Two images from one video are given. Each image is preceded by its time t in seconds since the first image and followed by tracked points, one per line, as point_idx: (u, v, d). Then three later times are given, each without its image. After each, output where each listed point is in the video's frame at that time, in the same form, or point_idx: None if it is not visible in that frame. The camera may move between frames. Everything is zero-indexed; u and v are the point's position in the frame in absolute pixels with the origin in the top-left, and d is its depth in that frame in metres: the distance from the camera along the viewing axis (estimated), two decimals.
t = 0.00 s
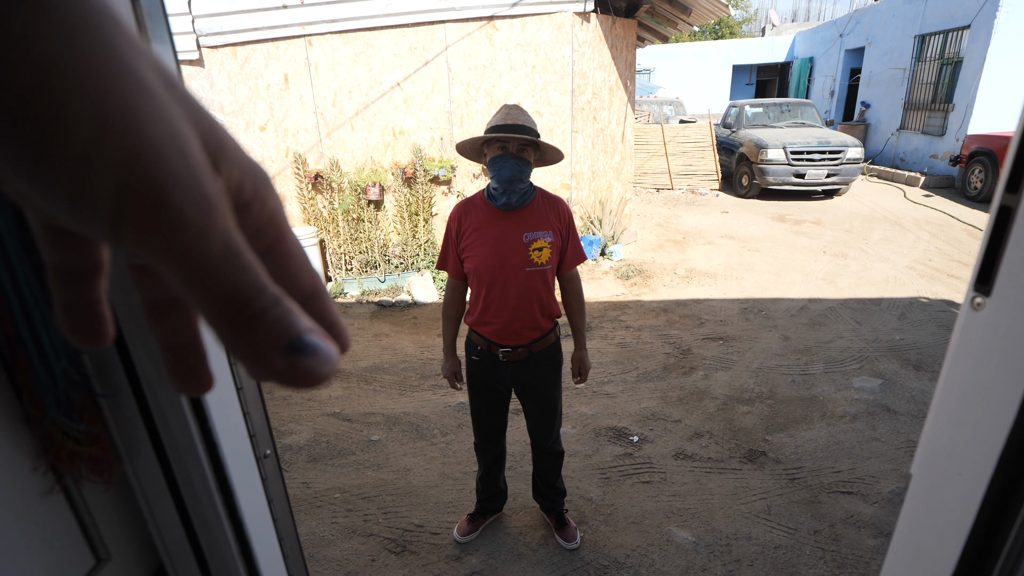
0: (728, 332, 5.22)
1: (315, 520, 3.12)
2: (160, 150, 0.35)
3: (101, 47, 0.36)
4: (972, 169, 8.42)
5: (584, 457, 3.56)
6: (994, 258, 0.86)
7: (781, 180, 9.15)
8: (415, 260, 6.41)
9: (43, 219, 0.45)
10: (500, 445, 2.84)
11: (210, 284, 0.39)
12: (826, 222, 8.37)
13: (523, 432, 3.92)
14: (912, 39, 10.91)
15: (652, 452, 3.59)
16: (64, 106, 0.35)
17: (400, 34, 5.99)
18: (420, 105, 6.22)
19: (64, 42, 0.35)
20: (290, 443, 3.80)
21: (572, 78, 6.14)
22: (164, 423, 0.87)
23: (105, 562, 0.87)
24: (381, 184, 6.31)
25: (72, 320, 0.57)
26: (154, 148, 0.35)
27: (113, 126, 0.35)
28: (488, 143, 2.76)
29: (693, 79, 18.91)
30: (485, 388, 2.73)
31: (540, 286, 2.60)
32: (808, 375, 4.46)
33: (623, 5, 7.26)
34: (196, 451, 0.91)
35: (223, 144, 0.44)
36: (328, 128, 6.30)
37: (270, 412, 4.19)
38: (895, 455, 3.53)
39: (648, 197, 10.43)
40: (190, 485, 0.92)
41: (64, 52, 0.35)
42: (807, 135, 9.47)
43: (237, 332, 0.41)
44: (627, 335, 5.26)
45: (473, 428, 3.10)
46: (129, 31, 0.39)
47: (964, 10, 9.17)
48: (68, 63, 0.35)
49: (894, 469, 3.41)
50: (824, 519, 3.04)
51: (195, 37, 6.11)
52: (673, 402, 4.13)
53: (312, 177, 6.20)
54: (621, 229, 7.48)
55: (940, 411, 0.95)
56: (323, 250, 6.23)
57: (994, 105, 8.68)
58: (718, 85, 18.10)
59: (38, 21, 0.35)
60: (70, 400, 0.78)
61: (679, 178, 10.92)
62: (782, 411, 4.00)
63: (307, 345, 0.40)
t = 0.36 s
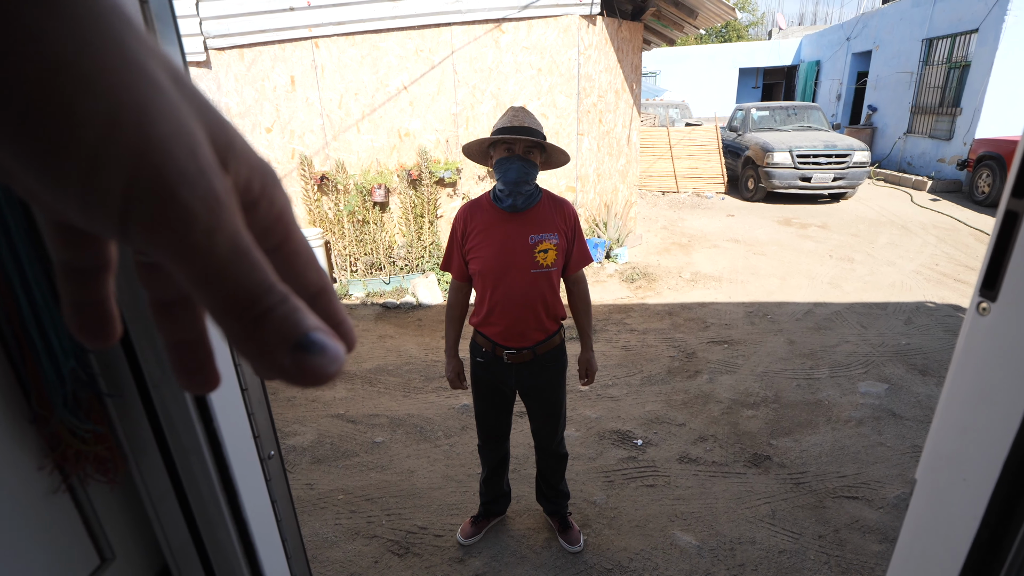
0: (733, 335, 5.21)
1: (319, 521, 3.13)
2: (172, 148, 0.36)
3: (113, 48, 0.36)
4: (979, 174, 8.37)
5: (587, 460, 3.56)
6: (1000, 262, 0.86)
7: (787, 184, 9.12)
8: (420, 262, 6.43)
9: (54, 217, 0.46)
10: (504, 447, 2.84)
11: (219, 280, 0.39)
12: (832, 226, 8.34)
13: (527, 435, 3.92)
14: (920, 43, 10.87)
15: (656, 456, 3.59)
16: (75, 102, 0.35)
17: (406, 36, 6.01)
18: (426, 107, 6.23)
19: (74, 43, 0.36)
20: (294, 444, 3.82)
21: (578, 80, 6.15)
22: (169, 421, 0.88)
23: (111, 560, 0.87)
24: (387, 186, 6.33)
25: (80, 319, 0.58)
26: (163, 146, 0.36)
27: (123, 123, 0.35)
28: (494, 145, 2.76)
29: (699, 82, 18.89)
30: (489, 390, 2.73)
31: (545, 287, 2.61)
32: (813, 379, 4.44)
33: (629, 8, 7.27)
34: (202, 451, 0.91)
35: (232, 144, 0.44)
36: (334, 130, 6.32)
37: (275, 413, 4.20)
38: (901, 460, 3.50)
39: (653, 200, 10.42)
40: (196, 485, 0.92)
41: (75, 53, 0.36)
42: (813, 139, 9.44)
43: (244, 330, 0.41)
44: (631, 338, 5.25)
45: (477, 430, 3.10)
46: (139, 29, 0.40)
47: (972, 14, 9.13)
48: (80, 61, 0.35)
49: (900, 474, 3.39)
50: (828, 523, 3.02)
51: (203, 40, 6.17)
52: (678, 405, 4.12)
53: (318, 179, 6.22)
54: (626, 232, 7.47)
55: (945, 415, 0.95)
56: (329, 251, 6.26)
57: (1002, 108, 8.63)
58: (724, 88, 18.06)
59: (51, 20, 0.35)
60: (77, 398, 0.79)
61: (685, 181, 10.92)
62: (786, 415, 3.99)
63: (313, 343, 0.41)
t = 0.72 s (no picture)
0: (732, 335, 5.21)
1: (318, 521, 3.12)
2: (162, 144, 0.35)
3: (103, 45, 0.36)
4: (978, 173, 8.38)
5: (587, 460, 3.55)
6: (998, 262, 0.85)
7: (786, 183, 9.12)
8: (419, 262, 6.42)
9: (46, 216, 0.45)
10: (503, 447, 2.83)
11: (211, 279, 0.38)
12: (831, 225, 8.34)
13: (527, 435, 3.91)
14: (918, 42, 10.88)
15: (656, 455, 3.58)
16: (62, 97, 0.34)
17: (404, 36, 6.00)
18: (425, 107, 6.23)
19: (64, 38, 0.35)
20: (293, 444, 3.81)
21: (577, 80, 6.14)
22: (165, 422, 0.87)
23: (106, 562, 0.86)
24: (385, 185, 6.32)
25: (75, 319, 0.57)
26: (153, 142, 0.35)
27: (112, 119, 0.35)
28: (495, 138, 2.80)
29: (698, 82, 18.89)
30: (489, 390, 2.72)
31: (545, 287, 2.60)
32: (811, 379, 4.44)
33: (628, 7, 7.27)
34: (198, 452, 0.91)
35: (224, 140, 0.43)
36: (332, 130, 6.31)
37: (274, 414, 4.19)
38: (899, 459, 3.50)
39: (652, 200, 10.42)
40: (193, 485, 0.92)
41: (66, 48, 0.35)
42: (812, 138, 9.45)
43: (237, 328, 0.41)
44: (630, 337, 5.25)
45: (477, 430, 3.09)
46: (129, 25, 0.39)
47: (970, 13, 9.14)
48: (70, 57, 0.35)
49: (898, 473, 3.39)
50: (827, 522, 3.02)
51: (200, 39, 6.15)
52: (677, 405, 4.12)
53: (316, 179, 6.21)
54: (625, 232, 7.46)
55: (943, 415, 0.94)
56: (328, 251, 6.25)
57: (1000, 108, 8.64)
58: (723, 88, 18.07)
59: (42, 19, 0.35)
60: (71, 400, 0.78)
61: (684, 181, 10.92)
62: (785, 414, 3.99)
63: (307, 341, 0.40)
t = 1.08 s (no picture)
0: (733, 335, 5.20)
1: (319, 521, 3.12)
2: (169, 143, 0.35)
3: (109, 46, 0.36)
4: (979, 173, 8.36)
5: (588, 460, 3.55)
6: (1000, 263, 0.86)
7: (787, 183, 9.12)
8: (420, 262, 6.41)
9: (51, 216, 0.45)
10: (504, 446, 2.83)
11: (217, 278, 0.38)
12: (832, 225, 8.34)
13: (528, 434, 3.91)
14: (920, 42, 10.86)
15: (657, 455, 3.58)
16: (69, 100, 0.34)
17: (406, 36, 6.00)
18: (426, 107, 6.23)
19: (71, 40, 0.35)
20: (294, 444, 3.81)
21: (578, 80, 6.14)
22: (168, 422, 0.87)
23: (110, 562, 0.86)
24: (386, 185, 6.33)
25: (79, 319, 0.57)
26: (161, 141, 0.35)
27: (118, 120, 0.35)
28: (497, 139, 2.80)
29: (699, 81, 18.87)
30: (490, 390, 2.72)
31: (546, 288, 2.61)
32: (813, 379, 4.44)
33: (629, 7, 7.27)
34: (202, 452, 0.91)
35: (229, 139, 0.43)
36: (333, 130, 6.31)
37: (275, 414, 4.19)
38: (901, 460, 3.50)
39: (653, 199, 10.41)
40: (196, 486, 0.92)
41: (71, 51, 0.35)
42: (813, 138, 9.44)
43: (243, 325, 0.41)
44: (631, 337, 5.25)
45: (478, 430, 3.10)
46: (134, 24, 0.39)
47: (972, 13, 9.14)
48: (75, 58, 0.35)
49: (900, 474, 3.39)
50: (828, 522, 3.02)
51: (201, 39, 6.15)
52: (678, 405, 4.12)
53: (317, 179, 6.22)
54: (626, 231, 7.45)
55: (945, 416, 0.94)
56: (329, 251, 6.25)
57: (1002, 107, 8.62)
58: (723, 88, 18.05)
59: (48, 19, 0.35)
60: (75, 399, 0.79)
61: (685, 181, 10.92)
62: (787, 414, 3.98)
63: (313, 340, 0.40)
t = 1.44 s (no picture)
0: (733, 335, 5.21)
1: (320, 521, 3.13)
2: (173, 149, 0.36)
3: (114, 51, 0.36)
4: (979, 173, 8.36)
5: (588, 460, 3.56)
6: (1000, 264, 0.86)
7: (787, 183, 9.12)
8: (420, 262, 6.40)
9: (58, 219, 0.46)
10: (504, 446, 2.84)
11: (222, 282, 0.39)
12: (832, 225, 8.34)
13: (528, 434, 3.92)
14: (920, 42, 10.87)
15: (657, 455, 3.59)
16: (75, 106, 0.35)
17: (406, 36, 6.01)
18: (426, 107, 6.23)
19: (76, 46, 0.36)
20: (294, 443, 3.82)
21: (578, 80, 6.15)
22: (170, 422, 0.87)
23: (112, 560, 0.87)
24: (386, 185, 6.34)
25: (82, 320, 0.58)
26: (166, 148, 0.36)
27: (122, 125, 0.35)
28: (496, 139, 2.80)
29: (699, 81, 18.88)
30: (490, 390, 2.72)
31: (546, 288, 2.61)
32: (813, 379, 4.44)
33: (629, 7, 7.27)
34: (203, 452, 0.91)
35: (232, 144, 0.44)
36: (333, 130, 6.32)
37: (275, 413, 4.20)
38: (901, 460, 3.50)
39: (653, 199, 10.42)
40: (197, 486, 0.92)
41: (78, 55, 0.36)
42: (813, 138, 9.45)
43: (246, 329, 0.41)
44: (631, 337, 5.25)
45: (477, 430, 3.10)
46: (139, 31, 0.39)
47: (971, 13, 9.14)
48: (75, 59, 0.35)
49: (900, 474, 3.39)
50: (828, 523, 3.02)
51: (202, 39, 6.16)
52: (678, 405, 4.12)
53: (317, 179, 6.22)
54: (626, 231, 7.46)
55: (946, 415, 0.95)
56: (329, 251, 6.25)
57: (1002, 108, 8.63)
58: (724, 88, 18.06)
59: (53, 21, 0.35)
60: (77, 398, 0.79)
61: (685, 181, 10.93)
62: (787, 415, 3.99)
63: (314, 343, 0.41)
